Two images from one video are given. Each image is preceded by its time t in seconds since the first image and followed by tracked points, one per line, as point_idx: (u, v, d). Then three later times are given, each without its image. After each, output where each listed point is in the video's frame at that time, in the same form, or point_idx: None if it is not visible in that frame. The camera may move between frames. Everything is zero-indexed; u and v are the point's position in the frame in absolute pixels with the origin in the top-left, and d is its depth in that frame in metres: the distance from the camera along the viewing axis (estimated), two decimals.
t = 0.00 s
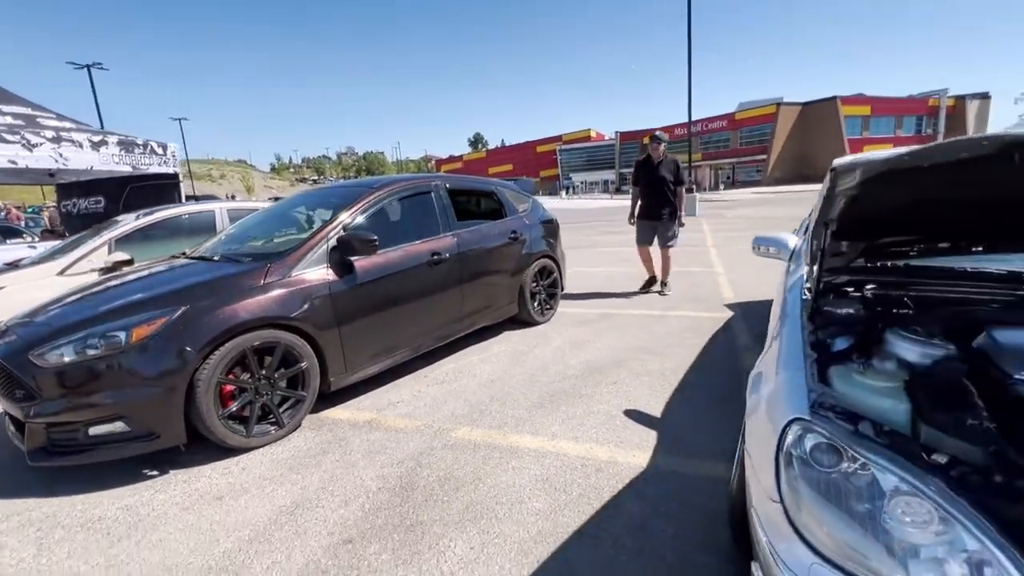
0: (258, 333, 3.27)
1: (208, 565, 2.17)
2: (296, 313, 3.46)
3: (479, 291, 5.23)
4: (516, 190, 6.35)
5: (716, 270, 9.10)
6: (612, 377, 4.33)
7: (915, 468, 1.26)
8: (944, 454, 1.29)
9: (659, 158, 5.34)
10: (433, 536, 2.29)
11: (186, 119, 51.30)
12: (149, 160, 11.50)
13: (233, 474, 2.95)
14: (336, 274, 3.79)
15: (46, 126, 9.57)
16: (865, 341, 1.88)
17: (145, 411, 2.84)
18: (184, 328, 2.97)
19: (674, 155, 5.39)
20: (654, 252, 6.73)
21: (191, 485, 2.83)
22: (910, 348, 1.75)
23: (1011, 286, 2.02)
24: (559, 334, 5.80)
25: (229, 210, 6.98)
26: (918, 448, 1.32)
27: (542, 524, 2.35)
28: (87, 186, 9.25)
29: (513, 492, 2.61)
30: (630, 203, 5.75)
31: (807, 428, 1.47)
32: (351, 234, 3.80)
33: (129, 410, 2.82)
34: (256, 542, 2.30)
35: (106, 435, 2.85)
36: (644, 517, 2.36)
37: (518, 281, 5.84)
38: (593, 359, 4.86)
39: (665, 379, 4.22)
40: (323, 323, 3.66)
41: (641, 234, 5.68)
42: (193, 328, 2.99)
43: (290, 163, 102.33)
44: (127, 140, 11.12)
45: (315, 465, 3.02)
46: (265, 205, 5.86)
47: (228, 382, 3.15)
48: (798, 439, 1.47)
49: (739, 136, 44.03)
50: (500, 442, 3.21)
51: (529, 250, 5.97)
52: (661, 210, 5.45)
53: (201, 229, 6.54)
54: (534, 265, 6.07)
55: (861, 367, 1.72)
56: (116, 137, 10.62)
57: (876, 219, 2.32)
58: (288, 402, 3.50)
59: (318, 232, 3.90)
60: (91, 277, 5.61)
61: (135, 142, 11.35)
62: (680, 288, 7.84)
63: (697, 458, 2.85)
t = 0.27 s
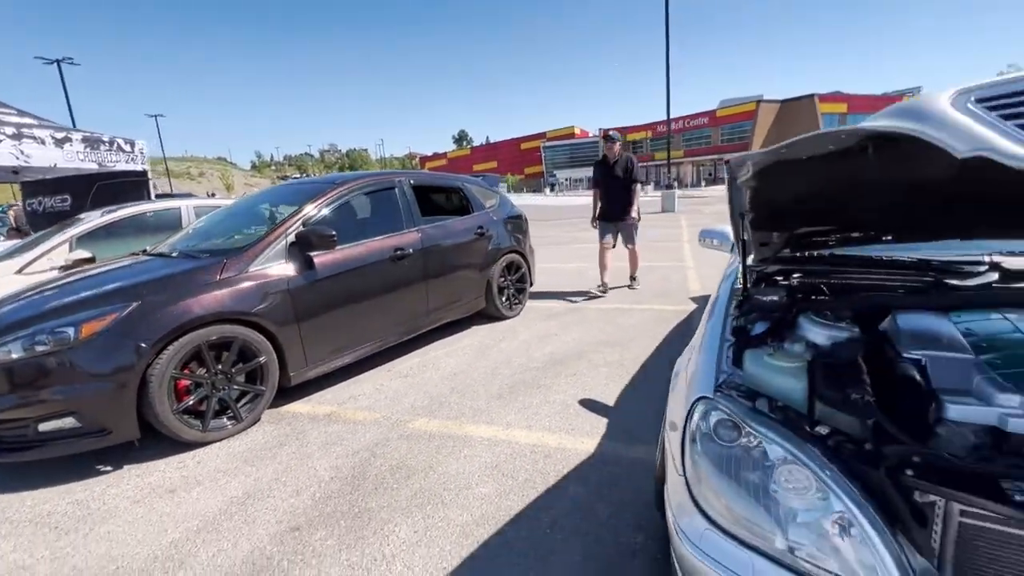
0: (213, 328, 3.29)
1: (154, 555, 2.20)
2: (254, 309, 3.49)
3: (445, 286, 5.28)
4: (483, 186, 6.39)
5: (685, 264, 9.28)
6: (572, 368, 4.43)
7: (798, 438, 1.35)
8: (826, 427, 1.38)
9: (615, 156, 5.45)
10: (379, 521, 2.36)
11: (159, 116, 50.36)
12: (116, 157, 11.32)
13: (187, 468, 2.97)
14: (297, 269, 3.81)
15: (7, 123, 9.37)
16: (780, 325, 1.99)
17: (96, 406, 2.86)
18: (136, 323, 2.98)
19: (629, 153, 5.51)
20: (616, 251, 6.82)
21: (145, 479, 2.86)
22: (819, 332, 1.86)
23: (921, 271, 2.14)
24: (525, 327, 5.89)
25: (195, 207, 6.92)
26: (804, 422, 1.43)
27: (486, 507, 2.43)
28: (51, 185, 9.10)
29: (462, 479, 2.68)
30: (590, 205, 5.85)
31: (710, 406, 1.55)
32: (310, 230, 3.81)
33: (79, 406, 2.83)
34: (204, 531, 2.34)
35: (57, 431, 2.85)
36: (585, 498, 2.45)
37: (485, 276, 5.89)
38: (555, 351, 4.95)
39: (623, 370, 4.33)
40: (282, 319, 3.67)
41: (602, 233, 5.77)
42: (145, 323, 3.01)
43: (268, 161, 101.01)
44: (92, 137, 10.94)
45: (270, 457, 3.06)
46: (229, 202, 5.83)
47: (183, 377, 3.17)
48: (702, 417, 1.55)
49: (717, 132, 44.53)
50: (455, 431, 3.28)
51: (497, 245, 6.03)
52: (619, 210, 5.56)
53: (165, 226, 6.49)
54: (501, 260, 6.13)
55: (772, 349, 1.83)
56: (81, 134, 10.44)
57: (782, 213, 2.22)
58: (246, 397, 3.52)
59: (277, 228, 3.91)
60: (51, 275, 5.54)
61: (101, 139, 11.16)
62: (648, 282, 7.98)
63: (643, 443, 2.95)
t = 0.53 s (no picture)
0: (162, 328, 3.28)
1: (90, 554, 2.21)
2: (206, 308, 3.47)
3: (409, 285, 5.25)
4: (448, 183, 6.34)
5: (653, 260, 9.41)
6: (530, 364, 4.49)
7: (692, 424, 1.41)
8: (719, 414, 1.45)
9: (568, 152, 5.51)
10: (319, 516, 2.39)
11: (130, 113, 49.29)
12: (78, 155, 11.08)
13: (134, 468, 2.97)
14: (250, 267, 3.77)
15: None
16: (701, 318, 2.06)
17: (38, 408, 2.83)
18: (79, 323, 2.96)
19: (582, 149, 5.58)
20: (576, 250, 6.85)
21: (89, 480, 2.84)
22: (734, 324, 1.93)
23: (839, 267, 2.23)
24: (490, 323, 5.94)
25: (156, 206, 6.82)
26: (702, 409, 1.49)
27: (427, 500, 2.47)
28: (9, 184, 8.88)
29: (407, 473, 2.72)
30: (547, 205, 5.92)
31: (618, 396, 1.62)
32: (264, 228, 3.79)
33: (20, 407, 2.80)
34: (143, 530, 2.35)
35: None
36: (524, 490, 2.51)
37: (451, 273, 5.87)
38: (516, 347, 5.01)
39: (579, 364, 4.41)
40: (236, 318, 3.66)
41: (559, 233, 5.85)
42: (89, 323, 2.98)
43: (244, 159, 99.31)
44: (53, 135, 10.69)
45: (219, 455, 3.06)
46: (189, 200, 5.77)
47: (130, 377, 3.16)
48: (610, 407, 1.62)
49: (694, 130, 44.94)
50: (406, 427, 3.32)
51: (463, 243, 6.00)
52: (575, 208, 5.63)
53: (124, 225, 6.39)
54: (468, 257, 6.11)
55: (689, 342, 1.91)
56: (40, 132, 10.20)
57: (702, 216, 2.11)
58: (198, 396, 3.52)
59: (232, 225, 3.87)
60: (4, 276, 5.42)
61: (62, 137, 10.90)
62: (615, 278, 8.09)
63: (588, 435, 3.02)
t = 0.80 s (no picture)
0: (115, 329, 3.27)
1: (31, 556, 2.22)
2: (162, 309, 3.46)
3: (375, 284, 5.19)
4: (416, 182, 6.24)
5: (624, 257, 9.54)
6: (492, 360, 4.55)
7: (600, 418, 1.48)
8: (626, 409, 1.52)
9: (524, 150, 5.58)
10: (266, 513, 2.43)
11: (103, 108, 48.22)
12: (41, 152, 10.83)
13: (85, 469, 2.97)
14: (207, 267, 3.75)
15: None
16: (631, 316, 2.13)
17: None
18: (27, 326, 2.95)
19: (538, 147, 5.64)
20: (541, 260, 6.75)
21: (38, 482, 2.84)
22: (659, 322, 2.01)
23: (769, 266, 2.31)
24: (457, 321, 5.98)
25: (120, 204, 6.71)
26: (613, 404, 1.56)
27: (374, 496, 2.52)
28: None
29: (357, 470, 2.77)
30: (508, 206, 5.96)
31: (538, 393, 1.68)
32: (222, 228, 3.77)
33: None
34: (88, 531, 2.36)
35: None
36: (470, 484, 2.57)
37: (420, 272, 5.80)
38: (480, 344, 5.07)
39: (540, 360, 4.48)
40: (193, 320, 3.65)
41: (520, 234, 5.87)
42: (37, 325, 2.97)
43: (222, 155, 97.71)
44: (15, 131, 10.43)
45: (172, 455, 3.07)
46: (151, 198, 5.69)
47: (81, 378, 3.17)
48: (530, 403, 1.68)
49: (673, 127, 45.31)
50: (362, 424, 3.35)
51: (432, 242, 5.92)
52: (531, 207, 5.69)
53: (87, 223, 6.29)
54: (437, 255, 6.04)
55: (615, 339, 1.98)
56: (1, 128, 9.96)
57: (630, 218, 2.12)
58: (154, 397, 3.52)
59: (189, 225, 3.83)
60: None
61: (25, 133, 10.64)
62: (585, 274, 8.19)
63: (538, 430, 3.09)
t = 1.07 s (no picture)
0: (75, 323, 3.32)
1: None
2: (125, 303, 3.48)
3: (345, 279, 5.17)
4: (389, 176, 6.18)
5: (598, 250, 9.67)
6: (458, 352, 4.62)
7: (520, 401, 1.58)
8: (549, 394, 1.61)
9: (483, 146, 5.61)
10: (221, 500, 2.49)
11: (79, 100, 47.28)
12: (10, 145, 10.68)
13: (45, 460, 3.00)
14: (172, 261, 3.76)
15: None
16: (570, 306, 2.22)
17: None
18: None
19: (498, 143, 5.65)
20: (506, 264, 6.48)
21: None
22: (594, 313, 2.11)
23: (706, 261, 2.40)
24: (429, 313, 6.05)
25: (89, 197, 6.66)
26: (535, 388, 1.66)
27: (328, 482, 2.60)
28: None
29: (315, 458, 2.84)
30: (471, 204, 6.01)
31: (469, 380, 1.77)
32: (185, 222, 3.77)
33: None
34: (44, 519, 2.41)
35: None
36: (424, 470, 2.65)
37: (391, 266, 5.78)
38: (449, 337, 5.14)
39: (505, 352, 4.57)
40: (157, 314, 3.65)
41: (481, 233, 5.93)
42: None
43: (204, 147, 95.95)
44: None
45: (134, 446, 3.12)
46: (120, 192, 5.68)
47: (42, 371, 3.23)
48: (462, 390, 1.77)
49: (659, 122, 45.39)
50: (324, 415, 3.42)
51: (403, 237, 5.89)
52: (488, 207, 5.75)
53: (55, 217, 6.25)
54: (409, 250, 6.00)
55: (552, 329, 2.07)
56: None
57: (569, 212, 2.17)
58: (118, 389, 3.56)
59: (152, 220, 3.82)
60: None
61: None
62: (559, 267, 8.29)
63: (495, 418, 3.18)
